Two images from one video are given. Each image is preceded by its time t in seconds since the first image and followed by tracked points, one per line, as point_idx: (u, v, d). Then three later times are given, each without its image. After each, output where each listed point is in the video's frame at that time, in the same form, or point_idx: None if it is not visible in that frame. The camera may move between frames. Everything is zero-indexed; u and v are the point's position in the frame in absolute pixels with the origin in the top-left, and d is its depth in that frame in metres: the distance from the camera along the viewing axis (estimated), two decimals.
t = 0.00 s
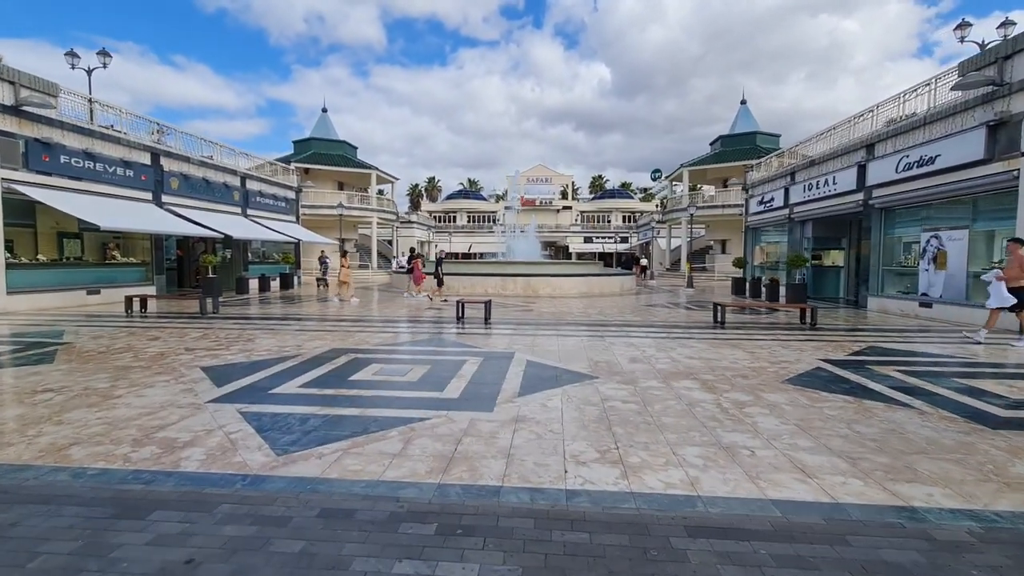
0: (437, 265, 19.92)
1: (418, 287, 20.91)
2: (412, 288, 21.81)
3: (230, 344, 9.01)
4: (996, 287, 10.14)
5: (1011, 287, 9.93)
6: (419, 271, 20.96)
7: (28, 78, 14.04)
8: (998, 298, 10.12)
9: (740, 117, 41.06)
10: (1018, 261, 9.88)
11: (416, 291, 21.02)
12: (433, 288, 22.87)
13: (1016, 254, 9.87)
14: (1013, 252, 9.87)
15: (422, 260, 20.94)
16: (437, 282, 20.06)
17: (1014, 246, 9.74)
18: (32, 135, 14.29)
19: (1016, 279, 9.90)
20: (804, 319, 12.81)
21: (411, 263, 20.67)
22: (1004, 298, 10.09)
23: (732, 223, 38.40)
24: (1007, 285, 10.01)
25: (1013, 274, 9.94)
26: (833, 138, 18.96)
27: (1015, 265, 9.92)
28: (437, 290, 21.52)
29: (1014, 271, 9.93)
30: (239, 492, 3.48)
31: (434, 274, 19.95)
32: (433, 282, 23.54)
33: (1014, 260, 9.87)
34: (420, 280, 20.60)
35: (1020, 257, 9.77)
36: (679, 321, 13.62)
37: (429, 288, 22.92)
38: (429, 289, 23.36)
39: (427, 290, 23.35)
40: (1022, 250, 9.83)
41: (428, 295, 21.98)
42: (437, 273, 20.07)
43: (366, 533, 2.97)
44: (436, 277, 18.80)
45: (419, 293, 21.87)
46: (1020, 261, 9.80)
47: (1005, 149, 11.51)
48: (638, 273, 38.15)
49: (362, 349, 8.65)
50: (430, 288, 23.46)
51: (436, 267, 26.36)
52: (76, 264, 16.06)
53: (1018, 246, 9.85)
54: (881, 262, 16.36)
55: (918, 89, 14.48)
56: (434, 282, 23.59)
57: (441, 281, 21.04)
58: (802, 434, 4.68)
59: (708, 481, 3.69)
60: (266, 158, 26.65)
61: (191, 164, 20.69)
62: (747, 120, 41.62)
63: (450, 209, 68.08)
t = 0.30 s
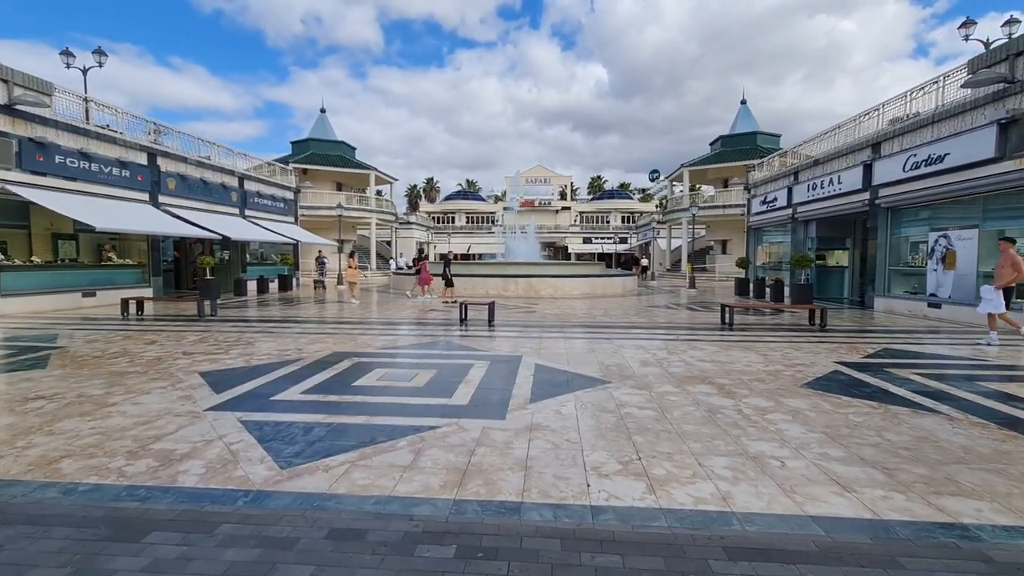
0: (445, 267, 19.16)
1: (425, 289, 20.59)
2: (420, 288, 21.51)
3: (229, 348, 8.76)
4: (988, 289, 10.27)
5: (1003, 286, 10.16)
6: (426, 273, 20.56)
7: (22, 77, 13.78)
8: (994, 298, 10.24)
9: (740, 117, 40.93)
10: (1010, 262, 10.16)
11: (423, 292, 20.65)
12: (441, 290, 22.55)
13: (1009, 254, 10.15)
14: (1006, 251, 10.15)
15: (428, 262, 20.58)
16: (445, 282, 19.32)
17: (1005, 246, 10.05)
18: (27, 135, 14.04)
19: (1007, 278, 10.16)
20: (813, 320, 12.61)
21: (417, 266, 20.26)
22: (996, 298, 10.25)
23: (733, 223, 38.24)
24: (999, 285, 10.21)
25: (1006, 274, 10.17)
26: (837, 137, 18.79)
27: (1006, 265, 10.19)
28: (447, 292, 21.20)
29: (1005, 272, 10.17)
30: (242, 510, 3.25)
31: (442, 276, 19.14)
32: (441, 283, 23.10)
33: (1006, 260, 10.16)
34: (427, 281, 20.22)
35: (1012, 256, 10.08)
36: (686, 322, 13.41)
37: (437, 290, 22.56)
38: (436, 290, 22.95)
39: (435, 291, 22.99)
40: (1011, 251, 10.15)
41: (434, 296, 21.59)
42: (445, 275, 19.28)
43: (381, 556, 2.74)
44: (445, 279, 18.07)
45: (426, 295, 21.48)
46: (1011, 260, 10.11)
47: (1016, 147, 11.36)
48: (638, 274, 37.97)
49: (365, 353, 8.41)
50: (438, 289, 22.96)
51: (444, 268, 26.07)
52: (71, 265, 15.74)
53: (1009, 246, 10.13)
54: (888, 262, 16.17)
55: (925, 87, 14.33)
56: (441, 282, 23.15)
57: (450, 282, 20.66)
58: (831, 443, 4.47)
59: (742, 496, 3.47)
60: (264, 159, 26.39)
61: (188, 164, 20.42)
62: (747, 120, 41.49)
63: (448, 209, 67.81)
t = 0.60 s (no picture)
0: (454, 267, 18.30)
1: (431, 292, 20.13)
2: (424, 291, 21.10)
3: (223, 352, 8.45)
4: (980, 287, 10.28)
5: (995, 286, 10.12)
6: (433, 274, 19.99)
7: (11, 73, 13.41)
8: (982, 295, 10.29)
9: (739, 119, 40.90)
10: (1004, 262, 10.08)
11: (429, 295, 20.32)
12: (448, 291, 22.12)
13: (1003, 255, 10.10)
14: (1000, 252, 10.11)
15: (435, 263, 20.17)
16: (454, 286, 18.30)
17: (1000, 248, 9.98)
18: (16, 133, 13.69)
19: (1000, 279, 10.10)
20: (821, 323, 12.39)
21: (424, 269, 19.72)
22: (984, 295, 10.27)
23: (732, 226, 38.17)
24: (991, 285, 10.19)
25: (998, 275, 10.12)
26: (840, 138, 18.64)
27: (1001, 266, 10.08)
28: (454, 294, 20.79)
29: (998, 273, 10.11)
30: (236, 533, 2.96)
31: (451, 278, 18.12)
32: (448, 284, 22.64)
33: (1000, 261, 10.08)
34: (435, 285, 19.79)
35: (1006, 256, 10.02)
36: (691, 325, 13.16)
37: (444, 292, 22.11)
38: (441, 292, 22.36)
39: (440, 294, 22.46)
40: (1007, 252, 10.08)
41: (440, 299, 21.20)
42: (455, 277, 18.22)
43: None
44: (456, 281, 17.19)
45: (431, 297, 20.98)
46: (1006, 262, 10.03)
47: None
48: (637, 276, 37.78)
49: (364, 357, 8.13)
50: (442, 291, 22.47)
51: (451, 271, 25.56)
52: (59, 267, 15.38)
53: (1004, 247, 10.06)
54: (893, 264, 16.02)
55: (932, 87, 14.18)
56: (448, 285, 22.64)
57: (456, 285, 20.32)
58: (863, 454, 4.22)
59: (778, 514, 3.21)
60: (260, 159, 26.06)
61: (183, 164, 20.08)
62: (746, 122, 41.40)
63: (445, 211, 67.53)
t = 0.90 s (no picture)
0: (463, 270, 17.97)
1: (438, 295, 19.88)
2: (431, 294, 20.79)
3: (222, 359, 8.20)
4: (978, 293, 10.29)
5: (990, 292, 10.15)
6: (440, 277, 19.67)
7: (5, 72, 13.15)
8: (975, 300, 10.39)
9: (740, 122, 40.82)
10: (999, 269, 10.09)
11: (437, 298, 20.07)
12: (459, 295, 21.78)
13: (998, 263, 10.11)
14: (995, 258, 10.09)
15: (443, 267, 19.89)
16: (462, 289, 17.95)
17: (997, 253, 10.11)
18: (11, 133, 13.44)
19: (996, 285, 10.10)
20: (832, 328, 12.16)
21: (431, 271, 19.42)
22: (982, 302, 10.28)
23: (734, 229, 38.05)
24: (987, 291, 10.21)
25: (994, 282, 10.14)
26: (846, 141, 18.47)
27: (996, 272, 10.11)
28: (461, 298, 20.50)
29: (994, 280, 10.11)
30: (236, 565, 2.72)
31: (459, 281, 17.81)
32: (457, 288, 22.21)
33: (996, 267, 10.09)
34: (441, 287, 19.53)
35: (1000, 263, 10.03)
36: (698, 329, 12.93)
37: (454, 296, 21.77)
38: (452, 297, 21.75)
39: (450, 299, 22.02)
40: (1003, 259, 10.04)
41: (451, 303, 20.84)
42: (463, 280, 17.91)
43: None
44: (465, 284, 16.84)
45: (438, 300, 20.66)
46: (1001, 269, 10.03)
47: None
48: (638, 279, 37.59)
49: (367, 364, 7.88)
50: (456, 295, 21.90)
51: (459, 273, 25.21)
52: (54, 271, 15.08)
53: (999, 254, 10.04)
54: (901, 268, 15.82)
55: (942, 88, 14.02)
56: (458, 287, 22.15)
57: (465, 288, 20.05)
58: (900, 472, 3.98)
59: (823, 541, 2.97)
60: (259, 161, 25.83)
61: (181, 165, 19.83)
62: (747, 124, 41.28)
63: (445, 213, 67.35)
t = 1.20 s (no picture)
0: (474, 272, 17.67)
1: (449, 296, 19.65)
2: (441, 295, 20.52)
3: (225, 363, 7.98)
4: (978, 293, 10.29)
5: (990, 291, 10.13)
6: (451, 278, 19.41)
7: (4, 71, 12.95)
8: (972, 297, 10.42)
9: (742, 123, 40.73)
10: (1000, 268, 10.09)
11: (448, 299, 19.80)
12: (470, 296, 21.51)
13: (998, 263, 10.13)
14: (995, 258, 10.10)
15: (453, 268, 19.64)
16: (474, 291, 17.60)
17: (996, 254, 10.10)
18: (10, 132, 13.24)
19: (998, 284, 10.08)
20: (844, 330, 11.97)
21: (441, 273, 19.12)
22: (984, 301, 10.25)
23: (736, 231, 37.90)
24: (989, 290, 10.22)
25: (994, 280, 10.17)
26: (853, 141, 18.33)
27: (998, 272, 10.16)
28: (474, 299, 20.22)
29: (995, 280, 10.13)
30: None
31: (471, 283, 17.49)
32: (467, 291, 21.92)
33: (997, 267, 10.10)
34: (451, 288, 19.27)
35: (1000, 263, 10.02)
36: (706, 332, 12.73)
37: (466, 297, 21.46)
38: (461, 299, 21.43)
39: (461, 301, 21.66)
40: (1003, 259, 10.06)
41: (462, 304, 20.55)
42: (475, 281, 17.58)
43: None
44: (475, 286, 16.48)
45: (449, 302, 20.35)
46: (1001, 268, 10.01)
47: None
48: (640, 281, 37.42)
49: (374, 368, 7.67)
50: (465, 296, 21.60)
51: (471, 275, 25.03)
52: (53, 272, 14.86)
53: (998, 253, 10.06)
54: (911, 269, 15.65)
55: (953, 87, 13.89)
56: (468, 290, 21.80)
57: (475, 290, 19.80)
58: (944, 483, 3.79)
59: (879, 561, 2.77)
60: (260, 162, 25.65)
61: (182, 166, 19.64)
62: (749, 126, 41.18)
63: (445, 215, 67.15)
